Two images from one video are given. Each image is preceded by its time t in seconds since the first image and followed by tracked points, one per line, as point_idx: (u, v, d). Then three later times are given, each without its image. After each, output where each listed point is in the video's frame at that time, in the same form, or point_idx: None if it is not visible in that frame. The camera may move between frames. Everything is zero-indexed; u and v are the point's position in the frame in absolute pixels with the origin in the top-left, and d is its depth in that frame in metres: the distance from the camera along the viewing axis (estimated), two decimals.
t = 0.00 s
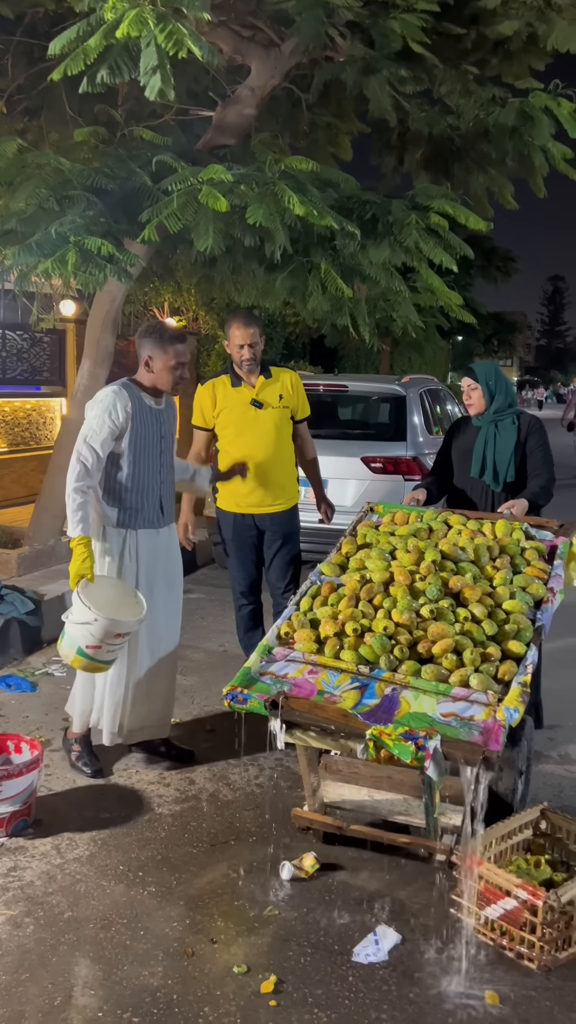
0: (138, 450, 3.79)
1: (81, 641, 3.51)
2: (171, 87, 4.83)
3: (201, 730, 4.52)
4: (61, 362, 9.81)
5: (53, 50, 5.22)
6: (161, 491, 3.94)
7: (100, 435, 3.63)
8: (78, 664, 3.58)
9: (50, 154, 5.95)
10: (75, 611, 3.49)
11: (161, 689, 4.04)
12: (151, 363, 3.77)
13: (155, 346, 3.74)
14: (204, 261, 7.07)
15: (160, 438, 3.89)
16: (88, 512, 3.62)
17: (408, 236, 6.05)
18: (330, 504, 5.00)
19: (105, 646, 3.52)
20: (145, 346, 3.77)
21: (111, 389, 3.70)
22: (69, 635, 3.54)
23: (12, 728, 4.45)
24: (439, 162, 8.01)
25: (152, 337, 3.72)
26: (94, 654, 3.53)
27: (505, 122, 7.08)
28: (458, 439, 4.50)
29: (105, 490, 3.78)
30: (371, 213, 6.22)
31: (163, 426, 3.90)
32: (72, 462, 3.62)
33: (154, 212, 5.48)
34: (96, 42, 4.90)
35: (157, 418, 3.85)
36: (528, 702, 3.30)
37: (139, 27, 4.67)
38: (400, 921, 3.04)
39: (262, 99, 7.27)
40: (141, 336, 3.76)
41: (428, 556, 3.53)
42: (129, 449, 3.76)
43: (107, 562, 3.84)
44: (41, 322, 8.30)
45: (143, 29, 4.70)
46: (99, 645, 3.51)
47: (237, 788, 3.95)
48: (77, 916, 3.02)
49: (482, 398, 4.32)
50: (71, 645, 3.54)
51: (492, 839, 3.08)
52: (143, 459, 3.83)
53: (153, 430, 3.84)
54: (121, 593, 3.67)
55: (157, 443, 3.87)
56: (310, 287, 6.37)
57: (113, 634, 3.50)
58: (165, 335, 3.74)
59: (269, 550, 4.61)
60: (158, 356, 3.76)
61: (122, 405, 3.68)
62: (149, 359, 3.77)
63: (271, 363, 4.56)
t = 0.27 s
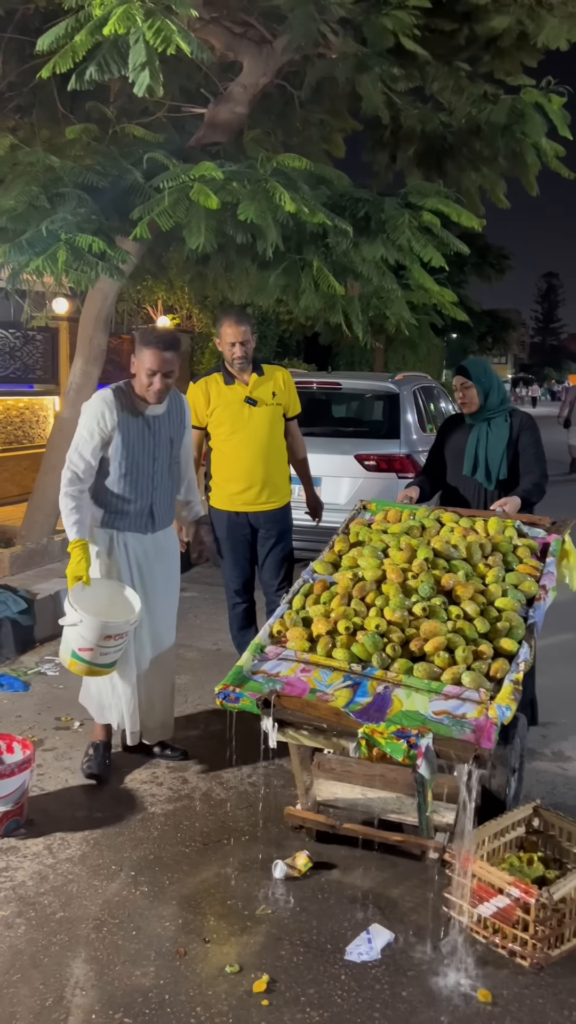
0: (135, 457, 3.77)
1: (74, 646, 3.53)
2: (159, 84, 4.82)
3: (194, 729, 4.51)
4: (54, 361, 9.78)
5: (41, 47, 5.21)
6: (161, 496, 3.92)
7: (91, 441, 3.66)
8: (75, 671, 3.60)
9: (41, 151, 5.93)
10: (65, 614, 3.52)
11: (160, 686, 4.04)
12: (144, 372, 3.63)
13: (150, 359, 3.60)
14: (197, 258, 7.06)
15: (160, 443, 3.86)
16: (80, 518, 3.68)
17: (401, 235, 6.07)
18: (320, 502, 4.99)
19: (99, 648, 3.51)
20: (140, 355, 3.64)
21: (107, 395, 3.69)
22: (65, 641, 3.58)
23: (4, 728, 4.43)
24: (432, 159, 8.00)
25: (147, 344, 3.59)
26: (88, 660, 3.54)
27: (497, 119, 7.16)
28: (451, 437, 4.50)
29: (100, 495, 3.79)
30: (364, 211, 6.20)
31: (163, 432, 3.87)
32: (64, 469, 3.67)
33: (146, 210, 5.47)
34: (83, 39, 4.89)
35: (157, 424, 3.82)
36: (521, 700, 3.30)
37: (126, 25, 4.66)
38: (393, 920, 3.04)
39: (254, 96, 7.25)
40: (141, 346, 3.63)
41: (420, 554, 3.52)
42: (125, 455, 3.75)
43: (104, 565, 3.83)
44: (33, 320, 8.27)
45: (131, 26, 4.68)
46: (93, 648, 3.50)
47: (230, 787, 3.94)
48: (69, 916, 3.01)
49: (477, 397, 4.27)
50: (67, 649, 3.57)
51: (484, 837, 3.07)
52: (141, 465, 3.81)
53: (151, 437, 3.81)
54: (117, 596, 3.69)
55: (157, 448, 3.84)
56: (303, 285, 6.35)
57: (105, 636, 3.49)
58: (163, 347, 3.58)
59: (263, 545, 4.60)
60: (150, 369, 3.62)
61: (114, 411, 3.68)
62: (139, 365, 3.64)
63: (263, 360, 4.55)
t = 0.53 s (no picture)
0: (121, 468, 3.76)
1: (80, 665, 3.55)
2: (154, 84, 4.85)
3: (190, 728, 4.51)
4: (49, 360, 9.77)
5: (36, 46, 5.20)
6: (148, 503, 3.92)
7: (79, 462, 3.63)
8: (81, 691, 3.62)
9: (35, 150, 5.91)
10: (72, 636, 3.55)
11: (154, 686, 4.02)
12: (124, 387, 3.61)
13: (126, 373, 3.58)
14: (192, 257, 7.05)
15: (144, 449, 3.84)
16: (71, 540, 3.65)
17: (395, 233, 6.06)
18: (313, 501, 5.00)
19: (106, 668, 3.55)
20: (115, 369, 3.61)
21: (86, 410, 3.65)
22: (70, 662, 3.60)
23: None
24: (426, 157, 8.00)
25: (122, 365, 3.57)
26: (94, 678, 3.56)
27: (491, 118, 7.17)
28: (445, 436, 4.49)
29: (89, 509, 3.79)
30: (359, 209, 6.18)
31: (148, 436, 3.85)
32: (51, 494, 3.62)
33: (140, 209, 5.46)
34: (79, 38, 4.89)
35: (141, 432, 3.80)
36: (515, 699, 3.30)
37: (121, 23, 4.62)
38: (389, 919, 3.03)
39: (248, 94, 7.24)
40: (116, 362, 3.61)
41: (415, 553, 3.52)
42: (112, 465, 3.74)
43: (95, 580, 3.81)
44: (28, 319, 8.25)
45: (125, 25, 4.65)
46: (100, 668, 3.54)
47: (226, 787, 3.94)
48: (64, 916, 3.00)
49: (471, 397, 4.29)
50: (72, 671, 3.59)
51: (480, 836, 3.07)
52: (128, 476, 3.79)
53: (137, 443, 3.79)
54: (116, 614, 3.70)
55: (144, 456, 3.83)
56: (298, 283, 6.35)
57: (111, 652, 3.52)
58: (139, 362, 3.57)
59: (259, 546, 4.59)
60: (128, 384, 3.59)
61: (96, 424, 3.65)
62: (118, 385, 3.62)
63: (257, 360, 4.54)
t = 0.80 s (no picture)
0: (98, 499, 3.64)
1: (83, 731, 3.70)
2: (152, 84, 4.87)
3: (188, 728, 4.51)
4: (46, 359, 9.76)
5: (33, 45, 5.18)
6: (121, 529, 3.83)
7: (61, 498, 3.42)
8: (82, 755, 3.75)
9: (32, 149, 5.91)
10: (71, 701, 3.66)
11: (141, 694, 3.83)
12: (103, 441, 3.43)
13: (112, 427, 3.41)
14: (189, 256, 7.04)
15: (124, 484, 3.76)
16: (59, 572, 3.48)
17: (392, 233, 6.05)
18: (313, 500, 4.99)
19: (102, 729, 3.72)
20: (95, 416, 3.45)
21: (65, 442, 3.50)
22: (69, 731, 3.71)
23: None
24: (423, 156, 8.00)
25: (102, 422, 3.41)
26: (97, 741, 3.73)
27: (487, 119, 7.18)
28: (443, 435, 4.49)
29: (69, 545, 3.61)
30: (356, 208, 6.17)
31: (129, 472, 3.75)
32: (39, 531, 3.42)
33: (137, 208, 5.46)
34: (77, 38, 4.88)
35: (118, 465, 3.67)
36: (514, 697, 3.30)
37: (120, 23, 4.60)
38: (387, 918, 3.04)
39: (246, 93, 7.24)
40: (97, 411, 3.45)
41: (413, 552, 3.52)
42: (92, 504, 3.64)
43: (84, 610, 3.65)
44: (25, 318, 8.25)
45: (123, 25, 4.63)
46: (99, 731, 3.72)
47: (224, 786, 3.94)
48: (63, 916, 3.00)
49: (469, 396, 4.27)
50: (72, 736, 3.71)
51: (478, 834, 3.08)
52: (106, 510, 3.70)
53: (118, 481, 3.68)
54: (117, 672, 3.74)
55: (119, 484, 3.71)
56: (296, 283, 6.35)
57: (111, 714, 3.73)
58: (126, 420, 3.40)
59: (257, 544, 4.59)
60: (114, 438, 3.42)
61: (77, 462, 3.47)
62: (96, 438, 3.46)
63: (250, 359, 4.54)
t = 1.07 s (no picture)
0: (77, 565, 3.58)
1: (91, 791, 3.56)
2: (153, 84, 4.85)
3: (188, 727, 4.50)
4: (45, 360, 9.76)
5: (33, 46, 5.18)
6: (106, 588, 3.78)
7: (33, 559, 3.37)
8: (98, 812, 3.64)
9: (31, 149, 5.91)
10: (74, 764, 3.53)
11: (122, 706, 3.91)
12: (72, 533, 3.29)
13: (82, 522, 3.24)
14: (188, 256, 7.04)
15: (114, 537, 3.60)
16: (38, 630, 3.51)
17: (390, 232, 6.05)
18: (318, 492, 4.96)
19: (113, 787, 3.57)
20: (69, 498, 3.28)
21: (40, 495, 3.36)
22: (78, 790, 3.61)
23: None
24: (422, 156, 8.01)
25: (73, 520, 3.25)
26: (106, 800, 3.59)
27: (487, 117, 7.19)
28: (442, 435, 4.49)
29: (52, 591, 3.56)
30: (354, 208, 6.18)
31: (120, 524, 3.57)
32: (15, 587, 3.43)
33: (136, 208, 5.46)
34: (78, 38, 4.89)
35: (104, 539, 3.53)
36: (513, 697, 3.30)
37: (120, 23, 4.61)
38: (387, 918, 3.04)
39: (245, 93, 7.24)
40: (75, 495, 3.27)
41: (413, 552, 3.52)
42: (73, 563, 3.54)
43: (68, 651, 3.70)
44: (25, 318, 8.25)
45: (123, 25, 4.63)
46: (108, 790, 3.57)
47: (223, 786, 3.94)
48: (63, 917, 3.00)
49: (468, 396, 4.27)
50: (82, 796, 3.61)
51: (478, 834, 3.08)
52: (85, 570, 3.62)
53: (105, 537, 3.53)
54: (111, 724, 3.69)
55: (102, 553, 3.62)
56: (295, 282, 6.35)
57: (117, 774, 3.54)
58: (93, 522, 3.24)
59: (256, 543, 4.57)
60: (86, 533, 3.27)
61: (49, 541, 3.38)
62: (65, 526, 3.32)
63: (245, 360, 4.53)
